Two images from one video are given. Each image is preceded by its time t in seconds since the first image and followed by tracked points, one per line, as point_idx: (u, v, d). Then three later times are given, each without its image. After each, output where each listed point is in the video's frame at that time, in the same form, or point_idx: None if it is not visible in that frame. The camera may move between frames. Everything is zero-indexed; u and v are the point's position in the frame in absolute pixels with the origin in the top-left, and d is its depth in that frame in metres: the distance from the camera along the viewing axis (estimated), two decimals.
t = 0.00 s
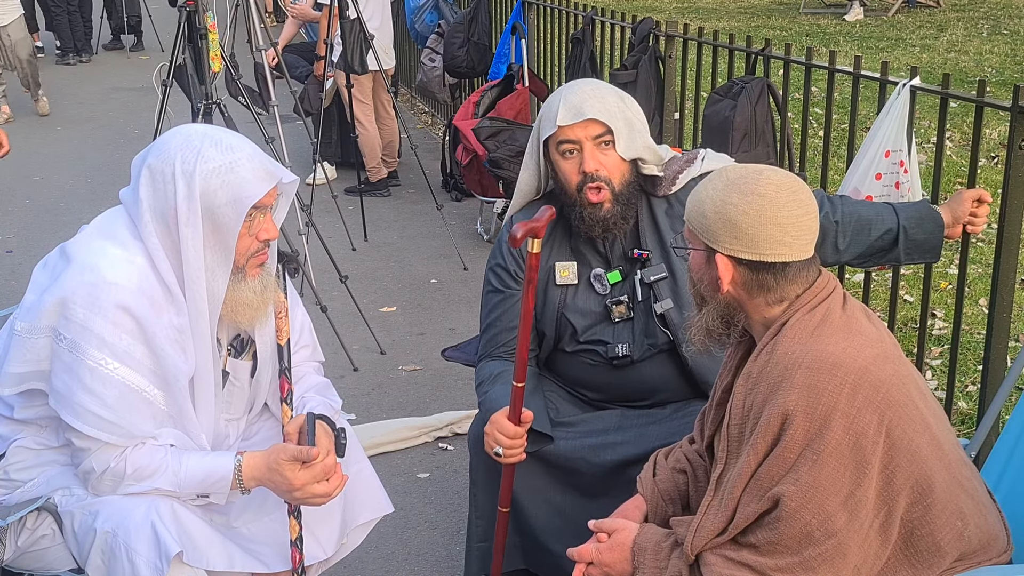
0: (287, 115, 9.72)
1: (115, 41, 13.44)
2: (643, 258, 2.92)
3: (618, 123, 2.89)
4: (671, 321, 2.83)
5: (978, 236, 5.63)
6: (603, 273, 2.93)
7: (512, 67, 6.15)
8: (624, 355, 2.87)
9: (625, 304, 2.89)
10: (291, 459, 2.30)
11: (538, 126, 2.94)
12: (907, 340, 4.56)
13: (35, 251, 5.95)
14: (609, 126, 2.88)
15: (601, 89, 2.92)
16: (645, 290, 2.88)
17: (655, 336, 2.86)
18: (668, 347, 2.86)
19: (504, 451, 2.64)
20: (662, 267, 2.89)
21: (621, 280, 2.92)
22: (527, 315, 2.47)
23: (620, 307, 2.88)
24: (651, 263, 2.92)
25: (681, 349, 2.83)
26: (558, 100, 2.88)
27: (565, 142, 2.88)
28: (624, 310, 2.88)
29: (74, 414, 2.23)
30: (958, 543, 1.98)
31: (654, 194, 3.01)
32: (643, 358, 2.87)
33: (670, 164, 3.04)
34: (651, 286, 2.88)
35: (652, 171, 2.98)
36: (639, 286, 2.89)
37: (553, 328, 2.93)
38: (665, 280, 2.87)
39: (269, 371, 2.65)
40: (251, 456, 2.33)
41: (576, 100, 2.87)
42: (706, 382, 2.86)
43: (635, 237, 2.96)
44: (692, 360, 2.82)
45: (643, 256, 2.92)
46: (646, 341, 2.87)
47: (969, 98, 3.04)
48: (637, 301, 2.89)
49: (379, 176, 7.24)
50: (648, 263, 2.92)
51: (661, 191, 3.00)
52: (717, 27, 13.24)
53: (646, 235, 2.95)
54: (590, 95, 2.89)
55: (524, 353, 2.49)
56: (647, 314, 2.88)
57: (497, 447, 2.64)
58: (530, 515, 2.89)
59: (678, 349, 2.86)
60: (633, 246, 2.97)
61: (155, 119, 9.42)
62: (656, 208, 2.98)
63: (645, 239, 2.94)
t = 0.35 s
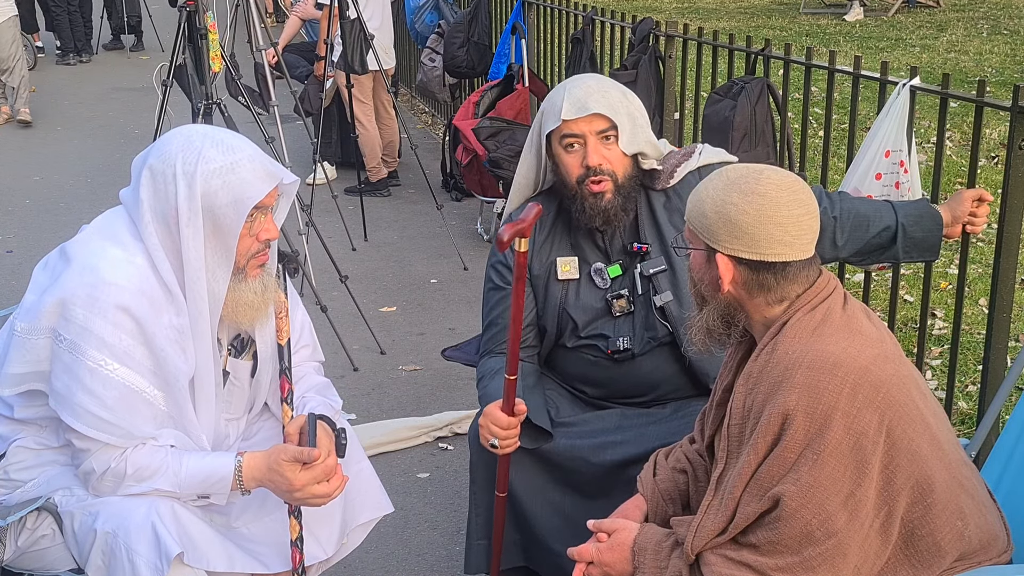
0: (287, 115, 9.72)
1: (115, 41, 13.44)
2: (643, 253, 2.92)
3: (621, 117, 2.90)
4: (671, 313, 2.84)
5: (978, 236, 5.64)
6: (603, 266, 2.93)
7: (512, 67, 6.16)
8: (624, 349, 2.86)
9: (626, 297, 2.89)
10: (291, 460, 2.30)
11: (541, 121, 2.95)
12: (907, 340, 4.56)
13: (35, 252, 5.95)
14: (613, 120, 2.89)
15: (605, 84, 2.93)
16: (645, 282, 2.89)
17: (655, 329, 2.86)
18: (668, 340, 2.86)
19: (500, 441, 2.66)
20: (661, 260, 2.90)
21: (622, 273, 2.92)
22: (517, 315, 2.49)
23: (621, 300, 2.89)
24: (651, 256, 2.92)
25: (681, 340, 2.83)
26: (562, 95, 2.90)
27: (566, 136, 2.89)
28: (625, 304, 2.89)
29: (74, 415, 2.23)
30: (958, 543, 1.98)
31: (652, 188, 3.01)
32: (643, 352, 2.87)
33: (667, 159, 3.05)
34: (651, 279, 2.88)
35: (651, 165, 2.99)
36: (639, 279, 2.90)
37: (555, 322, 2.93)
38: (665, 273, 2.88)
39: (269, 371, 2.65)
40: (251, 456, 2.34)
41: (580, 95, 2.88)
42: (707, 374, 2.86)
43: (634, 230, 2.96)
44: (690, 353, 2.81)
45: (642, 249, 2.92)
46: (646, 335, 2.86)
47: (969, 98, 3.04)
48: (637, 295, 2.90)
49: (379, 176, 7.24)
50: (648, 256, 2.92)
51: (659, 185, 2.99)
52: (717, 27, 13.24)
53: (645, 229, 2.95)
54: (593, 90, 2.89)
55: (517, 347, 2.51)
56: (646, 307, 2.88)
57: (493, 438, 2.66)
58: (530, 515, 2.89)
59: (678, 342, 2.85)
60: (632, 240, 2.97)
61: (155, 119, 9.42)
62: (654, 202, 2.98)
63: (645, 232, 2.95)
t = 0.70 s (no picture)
0: (287, 115, 9.72)
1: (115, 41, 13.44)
2: (643, 252, 2.92)
3: (616, 122, 2.87)
4: (670, 314, 2.84)
5: (978, 236, 5.64)
6: (603, 266, 2.92)
7: (512, 67, 6.16)
8: (624, 348, 2.87)
9: (625, 297, 2.89)
10: (291, 458, 2.30)
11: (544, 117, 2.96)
12: (907, 340, 4.56)
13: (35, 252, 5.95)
14: (606, 124, 2.86)
15: (606, 85, 2.91)
16: (645, 283, 2.89)
17: (654, 329, 2.86)
18: (667, 339, 2.86)
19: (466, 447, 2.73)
20: (661, 259, 2.89)
21: (621, 273, 2.92)
22: (490, 318, 2.56)
23: (620, 300, 2.89)
24: (651, 255, 2.92)
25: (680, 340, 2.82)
26: (563, 94, 2.89)
27: (564, 134, 2.89)
28: (624, 303, 2.88)
29: (73, 421, 2.23)
30: (958, 543, 1.98)
31: (652, 188, 2.99)
32: (642, 352, 2.87)
33: (668, 159, 3.04)
34: (650, 279, 2.88)
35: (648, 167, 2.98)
36: (639, 279, 2.90)
37: (555, 322, 2.94)
38: (664, 273, 2.87)
39: (269, 371, 2.65)
40: (251, 459, 2.33)
41: (577, 95, 2.87)
42: (706, 374, 2.85)
43: (632, 230, 2.96)
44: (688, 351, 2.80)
45: (641, 249, 2.91)
46: (646, 334, 2.87)
47: (969, 98, 3.04)
48: (637, 294, 2.90)
49: (379, 176, 7.24)
50: (648, 256, 2.92)
51: (659, 185, 2.98)
52: (717, 27, 13.24)
53: (645, 228, 2.95)
54: (592, 91, 2.88)
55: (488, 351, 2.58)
56: (645, 307, 2.88)
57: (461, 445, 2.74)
58: (530, 515, 2.89)
59: (676, 341, 2.85)
60: (632, 239, 2.96)
61: (155, 119, 9.42)
62: (654, 202, 2.97)
63: (645, 232, 2.94)
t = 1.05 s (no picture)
0: (287, 115, 9.72)
1: (115, 41, 13.43)
2: (644, 254, 2.93)
3: (619, 128, 2.86)
4: (671, 315, 2.84)
5: (977, 235, 5.64)
6: (605, 268, 2.92)
7: (512, 67, 6.16)
8: (626, 349, 2.87)
9: (627, 298, 2.89)
10: (290, 457, 2.30)
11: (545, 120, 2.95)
12: (907, 340, 4.56)
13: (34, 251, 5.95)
14: (609, 132, 2.85)
15: (608, 90, 2.90)
16: (646, 285, 2.90)
17: (656, 329, 2.87)
18: (668, 340, 2.87)
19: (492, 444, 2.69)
20: (662, 262, 2.90)
21: (623, 274, 2.93)
22: (495, 316, 2.54)
23: (622, 301, 2.89)
24: (652, 257, 2.93)
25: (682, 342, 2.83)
26: (564, 100, 2.89)
27: (564, 139, 2.88)
28: (626, 304, 2.89)
29: (71, 422, 2.23)
30: (958, 543, 1.98)
31: (653, 189, 3.00)
32: (644, 352, 2.88)
33: (668, 160, 3.04)
34: (651, 281, 2.89)
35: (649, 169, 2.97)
36: (641, 281, 2.91)
37: (556, 324, 2.94)
38: (665, 275, 2.88)
39: (269, 371, 2.65)
40: (251, 458, 2.34)
41: (580, 101, 2.87)
42: (706, 375, 2.86)
43: (635, 232, 2.96)
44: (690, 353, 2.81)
45: (643, 251, 2.92)
46: (647, 335, 2.88)
47: (969, 98, 3.04)
48: (639, 295, 2.91)
49: (379, 176, 7.23)
50: (648, 258, 2.93)
51: (660, 186, 2.98)
52: (717, 27, 13.24)
53: (646, 230, 2.96)
54: (596, 95, 2.88)
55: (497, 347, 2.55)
56: (648, 308, 2.89)
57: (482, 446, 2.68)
58: (530, 515, 2.89)
59: (678, 342, 2.86)
60: (633, 241, 2.97)
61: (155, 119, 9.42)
62: (655, 203, 2.98)
63: (645, 234, 2.95)
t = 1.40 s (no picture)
0: (287, 115, 9.72)
1: (115, 41, 13.43)
2: (644, 258, 2.93)
3: (597, 138, 2.86)
4: (672, 321, 2.84)
5: (977, 235, 5.64)
6: (605, 272, 2.93)
7: (512, 67, 6.16)
8: (626, 353, 2.88)
9: (628, 302, 2.89)
10: (291, 456, 2.30)
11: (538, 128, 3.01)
12: (907, 340, 4.56)
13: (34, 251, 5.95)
14: (585, 141, 2.85)
15: (592, 94, 2.90)
16: (647, 290, 2.90)
17: (657, 334, 2.87)
18: (668, 345, 2.88)
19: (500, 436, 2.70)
20: (663, 267, 2.90)
21: (623, 278, 2.93)
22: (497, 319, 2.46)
23: (623, 305, 2.89)
24: (652, 262, 2.93)
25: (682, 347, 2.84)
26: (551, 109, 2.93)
27: (548, 145, 2.93)
28: (627, 308, 2.88)
29: (71, 421, 2.22)
30: (958, 543, 1.98)
31: (654, 195, 3.00)
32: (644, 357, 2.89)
33: (670, 163, 3.03)
34: (652, 286, 2.89)
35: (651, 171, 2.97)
36: (641, 286, 2.90)
37: (557, 325, 2.94)
38: (665, 280, 2.88)
39: (269, 372, 2.65)
40: (251, 458, 2.34)
41: (564, 109, 2.89)
42: (707, 378, 2.86)
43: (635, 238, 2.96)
44: (692, 358, 2.83)
45: (644, 256, 2.93)
46: (648, 339, 2.88)
47: (969, 99, 3.04)
48: (639, 299, 2.90)
49: (379, 176, 7.23)
50: (649, 263, 2.93)
51: (661, 190, 2.99)
52: (717, 26, 13.25)
53: (646, 234, 2.95)
54: (581, 103, 2.89)
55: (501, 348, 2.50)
56: (649, 312, 2.89)
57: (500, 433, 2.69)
58: (531, 515, 2.89)
59: (678, 347, 2.88)
60: (633, 245, 2.97)
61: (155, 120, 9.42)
62: (656, 208, 2.97)
63: (646, 238, 2.95)
